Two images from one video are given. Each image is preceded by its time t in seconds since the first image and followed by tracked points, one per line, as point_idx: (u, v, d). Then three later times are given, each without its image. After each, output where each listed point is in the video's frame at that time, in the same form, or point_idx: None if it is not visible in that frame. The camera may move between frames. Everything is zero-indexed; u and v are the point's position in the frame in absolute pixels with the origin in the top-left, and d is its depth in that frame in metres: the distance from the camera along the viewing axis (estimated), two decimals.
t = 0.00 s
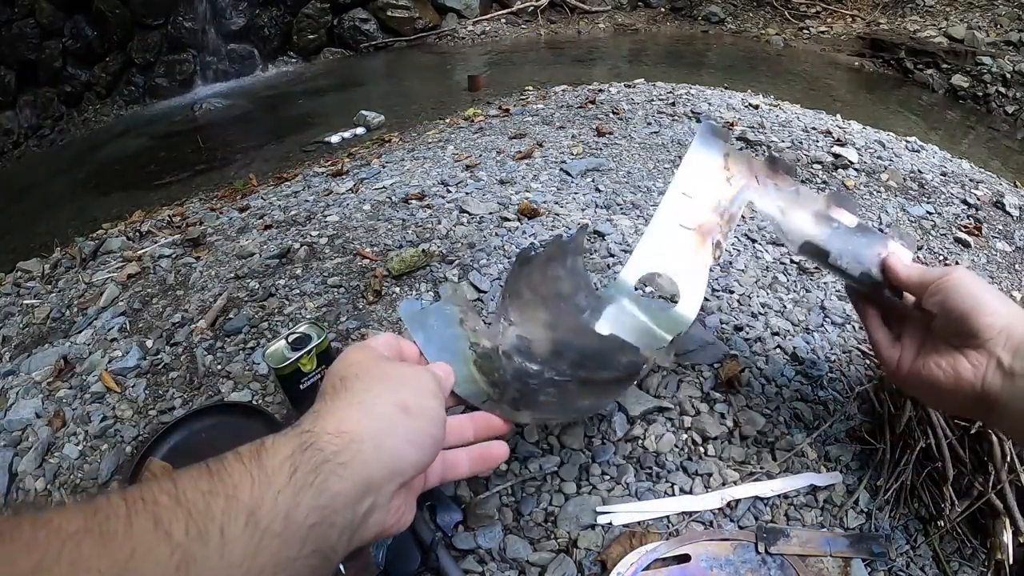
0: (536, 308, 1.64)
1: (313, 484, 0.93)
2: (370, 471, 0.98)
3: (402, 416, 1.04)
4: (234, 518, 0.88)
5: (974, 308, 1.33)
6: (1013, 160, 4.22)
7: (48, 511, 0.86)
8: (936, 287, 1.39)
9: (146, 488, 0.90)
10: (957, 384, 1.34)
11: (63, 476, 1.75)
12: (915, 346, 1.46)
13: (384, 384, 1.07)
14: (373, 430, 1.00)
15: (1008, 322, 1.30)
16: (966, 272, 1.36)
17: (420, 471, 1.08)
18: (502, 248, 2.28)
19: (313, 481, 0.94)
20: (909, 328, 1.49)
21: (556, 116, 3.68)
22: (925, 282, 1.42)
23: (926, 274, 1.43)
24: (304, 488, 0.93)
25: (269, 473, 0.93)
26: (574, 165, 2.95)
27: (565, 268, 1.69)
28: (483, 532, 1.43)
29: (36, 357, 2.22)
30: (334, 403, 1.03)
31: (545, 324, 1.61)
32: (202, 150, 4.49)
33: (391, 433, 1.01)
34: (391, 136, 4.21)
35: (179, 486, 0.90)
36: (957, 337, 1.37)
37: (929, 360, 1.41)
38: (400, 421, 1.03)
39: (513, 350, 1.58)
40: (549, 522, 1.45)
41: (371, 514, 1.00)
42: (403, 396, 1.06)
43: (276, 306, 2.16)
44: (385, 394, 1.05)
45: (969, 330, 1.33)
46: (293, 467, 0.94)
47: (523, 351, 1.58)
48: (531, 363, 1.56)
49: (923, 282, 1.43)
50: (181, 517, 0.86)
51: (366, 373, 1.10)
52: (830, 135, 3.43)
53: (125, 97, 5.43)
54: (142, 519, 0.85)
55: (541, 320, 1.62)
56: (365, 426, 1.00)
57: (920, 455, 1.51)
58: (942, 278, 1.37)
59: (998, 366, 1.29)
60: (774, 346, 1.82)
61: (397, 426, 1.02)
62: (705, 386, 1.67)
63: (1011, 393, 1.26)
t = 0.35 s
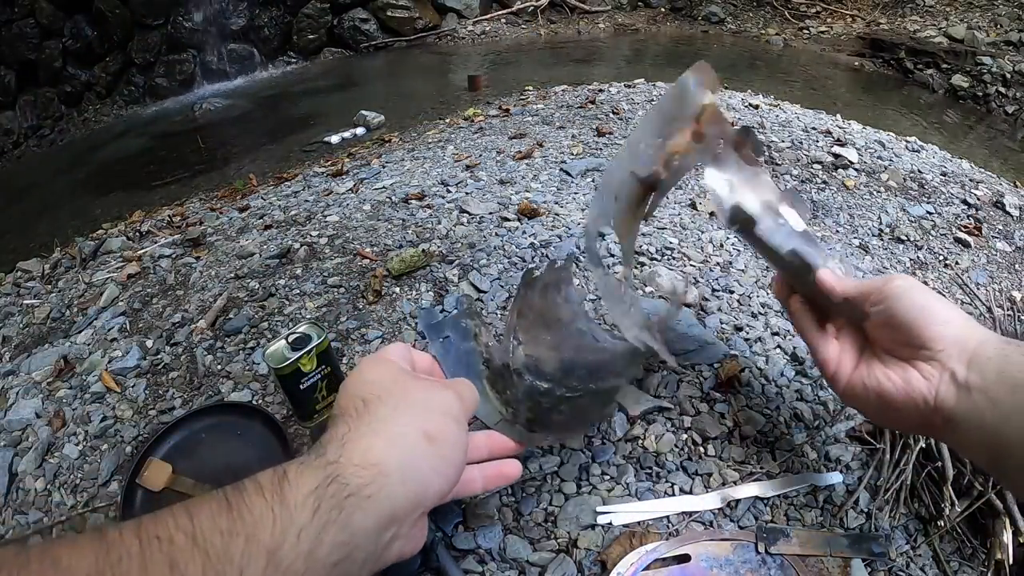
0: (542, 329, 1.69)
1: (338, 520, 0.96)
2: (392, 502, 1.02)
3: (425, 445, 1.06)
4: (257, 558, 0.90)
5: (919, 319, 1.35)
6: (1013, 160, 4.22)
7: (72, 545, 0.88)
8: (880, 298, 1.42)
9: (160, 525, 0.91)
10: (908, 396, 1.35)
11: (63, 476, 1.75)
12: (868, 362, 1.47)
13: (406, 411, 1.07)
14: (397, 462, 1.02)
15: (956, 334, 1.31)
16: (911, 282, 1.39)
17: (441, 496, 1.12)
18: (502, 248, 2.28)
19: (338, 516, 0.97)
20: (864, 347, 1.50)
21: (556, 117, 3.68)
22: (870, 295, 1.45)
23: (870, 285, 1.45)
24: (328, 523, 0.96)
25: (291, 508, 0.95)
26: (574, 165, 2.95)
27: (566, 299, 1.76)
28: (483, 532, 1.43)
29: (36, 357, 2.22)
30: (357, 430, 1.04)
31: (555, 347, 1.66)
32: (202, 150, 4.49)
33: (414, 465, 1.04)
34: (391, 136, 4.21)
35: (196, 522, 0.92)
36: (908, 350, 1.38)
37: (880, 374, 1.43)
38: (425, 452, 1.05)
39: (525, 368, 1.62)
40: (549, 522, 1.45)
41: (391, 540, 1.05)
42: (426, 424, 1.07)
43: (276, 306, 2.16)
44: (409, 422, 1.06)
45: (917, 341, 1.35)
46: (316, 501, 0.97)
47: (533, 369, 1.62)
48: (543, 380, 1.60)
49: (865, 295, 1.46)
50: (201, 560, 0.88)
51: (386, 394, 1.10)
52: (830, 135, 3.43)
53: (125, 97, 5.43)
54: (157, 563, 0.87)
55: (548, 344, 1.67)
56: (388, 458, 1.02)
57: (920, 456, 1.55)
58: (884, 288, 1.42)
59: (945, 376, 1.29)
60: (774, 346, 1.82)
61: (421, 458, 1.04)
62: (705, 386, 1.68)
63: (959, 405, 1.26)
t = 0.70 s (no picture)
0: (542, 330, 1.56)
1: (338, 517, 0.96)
2: (394, 503, 1.00)
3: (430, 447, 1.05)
4: (255, 554, 0.90)
5: (896, 322, 1.35)
6: (1013, 160, 4.22)
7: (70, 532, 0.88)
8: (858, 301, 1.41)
9: (160, 517, 0.91)
10: (892, 399, 1.39)
11: (63, 477, 1.75)
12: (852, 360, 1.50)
13: (414, 415, 1.08)
14: (401, 462, 1.02)
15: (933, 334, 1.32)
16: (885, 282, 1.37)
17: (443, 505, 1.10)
18: (502, 248, 2.28)
19: (339, 514, 0.96)
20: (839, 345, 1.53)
21: (556, 116, 3.68)
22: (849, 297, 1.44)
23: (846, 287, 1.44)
24: (328, 521, 0.96)
25: (293, 504, 0.95)
26: (574, 165, 2.95)
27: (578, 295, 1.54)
28: (483, 532, 1.43)
29: (36, 357, 2.22)
30: (363, 429, 1.05)
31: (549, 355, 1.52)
32: (202, 150, 4.50)
33: (419, 468, 1.03)
34: (391, 136, 4.21)
35: (197, 516, 0.92)
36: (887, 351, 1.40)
37: (864, 374, 1.46)
38: (431, 453, 1.04)
39: (518, 380, 1.52)
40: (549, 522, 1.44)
41: (389, 544, 1.03)
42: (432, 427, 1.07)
43: (276, 306, 2.16)
44: (415, 426, 1.06)
45: (895, 344, 1.36)
46: (318, 499, 0.97)
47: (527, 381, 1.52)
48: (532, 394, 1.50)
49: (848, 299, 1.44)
50: (199, 555, 0.87)
51: (395, 399, 1.12)
52: (830, 135, 3.43)
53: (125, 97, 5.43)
54: (157, 555, 0.86)
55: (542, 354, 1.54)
56: (393, 457, 1.02)
57: (919, 456, 1.55)
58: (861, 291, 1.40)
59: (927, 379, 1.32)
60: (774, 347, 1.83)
61: (427, 461, 1.04)
62: (705, 386, 1.68)
63: (946, 408, 1.30)
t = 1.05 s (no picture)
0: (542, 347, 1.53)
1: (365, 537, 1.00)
2: (416, 518, 1.06)
3: (452, 462, 1.10)
4: None
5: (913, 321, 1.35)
6: (1013, 160, 4.22)
7: (94, 553, 0.88)
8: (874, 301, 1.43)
9: (188, 540, 0.92)
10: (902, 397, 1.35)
11: (63, 477, 1.75)
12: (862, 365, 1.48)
13: (436, 428, 1.12)
14: (425, 479, 1.07)
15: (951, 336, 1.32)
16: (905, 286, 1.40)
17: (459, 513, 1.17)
18: (502, 248, 2.28)
19: (365, 531, 1.01)
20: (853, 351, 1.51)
21: (556, 116, 3.68)
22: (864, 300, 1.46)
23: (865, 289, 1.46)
24: (354, 539, 1.00)
25: (320, 524, 0.98)
26: (574, 165, 2.95)
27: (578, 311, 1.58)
28: (483, 532, 1.42)
29: (36, 357, 2.22)
30: (385, 445, 1.08)
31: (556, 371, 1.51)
32: (202, 150, 4.50)
33: (442, 483, 1.08)
34: (391, 136, 4.21)
35: (225, 537, 0.94)
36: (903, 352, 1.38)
37: (875, 375, 1.41)
38: (452, 470, 1.10)
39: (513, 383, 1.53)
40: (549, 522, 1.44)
41: (407, 555, 1.10)
42: (454, 442, 1.12)
43: (276, 306, 2.16)
44: (438, 441, 1.10)
45: (912, 343, 1.35)
46: (345, 518, 1.00)
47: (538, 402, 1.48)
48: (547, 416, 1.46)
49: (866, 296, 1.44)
50: None
51: (414, 411, 1.14)
52: (830, 135, 3.43)
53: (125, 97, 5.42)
54: None
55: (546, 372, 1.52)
56: (416, 475, 1.06)
57: (919, 456, 1.54)
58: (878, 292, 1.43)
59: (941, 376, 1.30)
60: (774, 347, 1.83)
61: (449, 476, 1.09)
62: (705, 386, 1.68)
63: (962, 407, 1.25)
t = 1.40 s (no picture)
0: (518, 346, 1.50)
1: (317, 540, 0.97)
2: (376, 520, 1.00)
3: (408, 459, 1.03)
4: None
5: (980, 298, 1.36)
6: (1013, 160, 4.22)
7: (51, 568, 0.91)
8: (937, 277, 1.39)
9: (140, 550, 0.94)
10: (972, 380, 1.37)
11: (63, 476, 1.75)
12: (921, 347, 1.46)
13: (390, 427, 1.05)
14: (378, 479, 1.00)
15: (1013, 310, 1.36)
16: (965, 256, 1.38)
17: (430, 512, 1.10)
18: (502, 248, 2.28)
19: (318, 536, 0.97)
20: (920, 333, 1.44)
21: (556, 117, 3.68)
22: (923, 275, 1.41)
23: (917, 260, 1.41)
24: (308, 544, 0.97)
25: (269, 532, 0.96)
26: (574, 165, 2.95)
27: (557, 312, 1.58)
28: (483, 532, 1.43)
29: (36, 357, 2.22)
30: (335, 449, 1.03)
31: (535, 371, 1.49)
32: (202, 150, 4.50)
33: (399, 483, 1.02)
34: (391, 136, 4.21)
35: (175, 546, 0.94)
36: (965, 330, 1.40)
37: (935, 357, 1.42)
38: (406, 467, 1.02)
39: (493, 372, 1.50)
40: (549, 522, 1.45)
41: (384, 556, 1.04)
42: (407, 438, 1.04)
43: (276, 306, 2.16)
44: (393, 439, 1.04)
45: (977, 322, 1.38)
46: (296, 524, 0.98)
47: (517, 399, 1.46)
48: (526, 412, 1.45)
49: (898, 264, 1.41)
50: None
51: (366, 411, 1.08)
52: (830, 135, 3.43)
53: (124, 97, 5.42)
54: None
55: (526, 370, 1.49)
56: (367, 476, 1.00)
57: (920, 456, 1.53)
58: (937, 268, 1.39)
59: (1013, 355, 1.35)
60: (774, 347, 1.86)
61: (406, 474, 1.02)
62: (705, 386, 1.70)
63: None
